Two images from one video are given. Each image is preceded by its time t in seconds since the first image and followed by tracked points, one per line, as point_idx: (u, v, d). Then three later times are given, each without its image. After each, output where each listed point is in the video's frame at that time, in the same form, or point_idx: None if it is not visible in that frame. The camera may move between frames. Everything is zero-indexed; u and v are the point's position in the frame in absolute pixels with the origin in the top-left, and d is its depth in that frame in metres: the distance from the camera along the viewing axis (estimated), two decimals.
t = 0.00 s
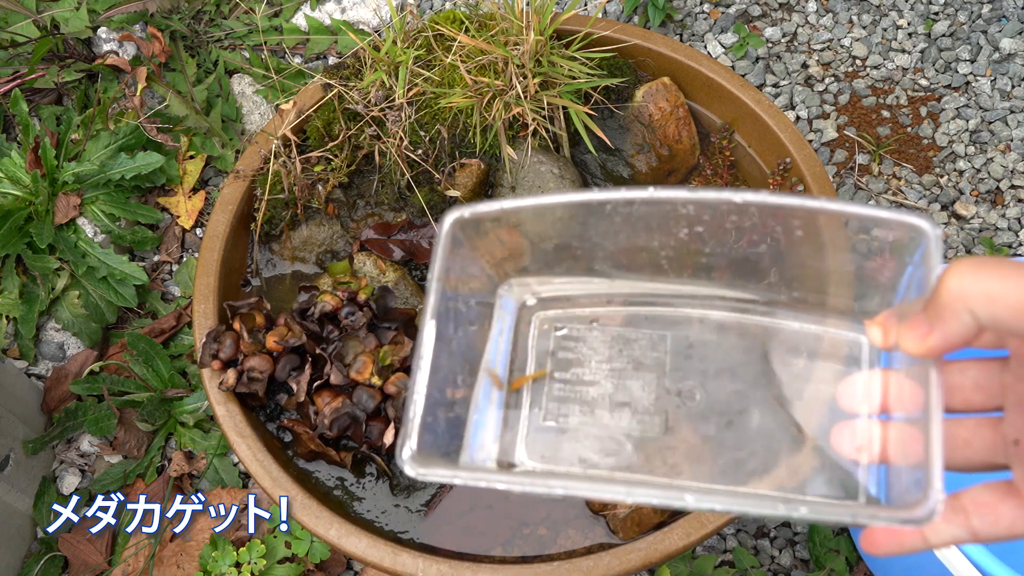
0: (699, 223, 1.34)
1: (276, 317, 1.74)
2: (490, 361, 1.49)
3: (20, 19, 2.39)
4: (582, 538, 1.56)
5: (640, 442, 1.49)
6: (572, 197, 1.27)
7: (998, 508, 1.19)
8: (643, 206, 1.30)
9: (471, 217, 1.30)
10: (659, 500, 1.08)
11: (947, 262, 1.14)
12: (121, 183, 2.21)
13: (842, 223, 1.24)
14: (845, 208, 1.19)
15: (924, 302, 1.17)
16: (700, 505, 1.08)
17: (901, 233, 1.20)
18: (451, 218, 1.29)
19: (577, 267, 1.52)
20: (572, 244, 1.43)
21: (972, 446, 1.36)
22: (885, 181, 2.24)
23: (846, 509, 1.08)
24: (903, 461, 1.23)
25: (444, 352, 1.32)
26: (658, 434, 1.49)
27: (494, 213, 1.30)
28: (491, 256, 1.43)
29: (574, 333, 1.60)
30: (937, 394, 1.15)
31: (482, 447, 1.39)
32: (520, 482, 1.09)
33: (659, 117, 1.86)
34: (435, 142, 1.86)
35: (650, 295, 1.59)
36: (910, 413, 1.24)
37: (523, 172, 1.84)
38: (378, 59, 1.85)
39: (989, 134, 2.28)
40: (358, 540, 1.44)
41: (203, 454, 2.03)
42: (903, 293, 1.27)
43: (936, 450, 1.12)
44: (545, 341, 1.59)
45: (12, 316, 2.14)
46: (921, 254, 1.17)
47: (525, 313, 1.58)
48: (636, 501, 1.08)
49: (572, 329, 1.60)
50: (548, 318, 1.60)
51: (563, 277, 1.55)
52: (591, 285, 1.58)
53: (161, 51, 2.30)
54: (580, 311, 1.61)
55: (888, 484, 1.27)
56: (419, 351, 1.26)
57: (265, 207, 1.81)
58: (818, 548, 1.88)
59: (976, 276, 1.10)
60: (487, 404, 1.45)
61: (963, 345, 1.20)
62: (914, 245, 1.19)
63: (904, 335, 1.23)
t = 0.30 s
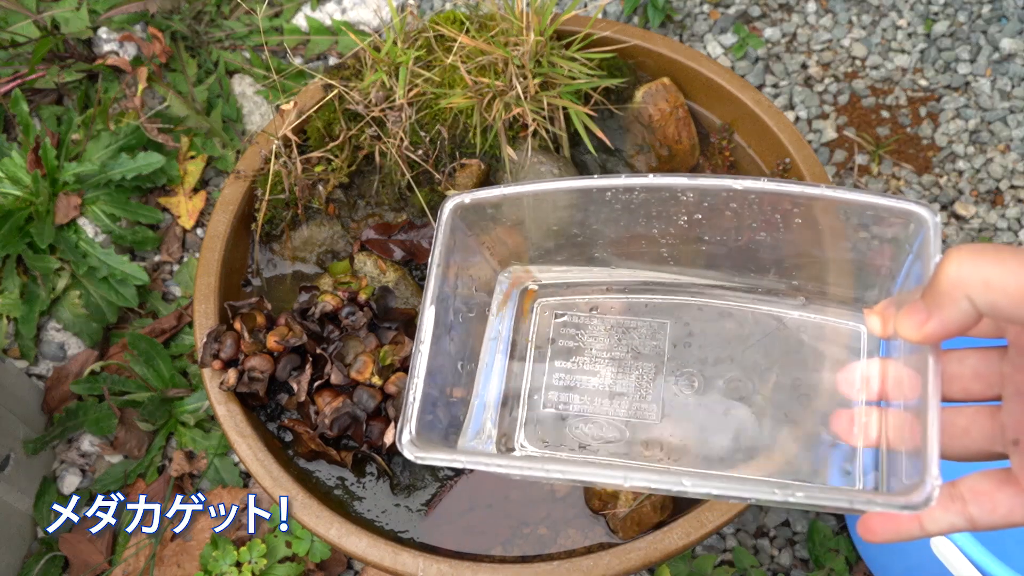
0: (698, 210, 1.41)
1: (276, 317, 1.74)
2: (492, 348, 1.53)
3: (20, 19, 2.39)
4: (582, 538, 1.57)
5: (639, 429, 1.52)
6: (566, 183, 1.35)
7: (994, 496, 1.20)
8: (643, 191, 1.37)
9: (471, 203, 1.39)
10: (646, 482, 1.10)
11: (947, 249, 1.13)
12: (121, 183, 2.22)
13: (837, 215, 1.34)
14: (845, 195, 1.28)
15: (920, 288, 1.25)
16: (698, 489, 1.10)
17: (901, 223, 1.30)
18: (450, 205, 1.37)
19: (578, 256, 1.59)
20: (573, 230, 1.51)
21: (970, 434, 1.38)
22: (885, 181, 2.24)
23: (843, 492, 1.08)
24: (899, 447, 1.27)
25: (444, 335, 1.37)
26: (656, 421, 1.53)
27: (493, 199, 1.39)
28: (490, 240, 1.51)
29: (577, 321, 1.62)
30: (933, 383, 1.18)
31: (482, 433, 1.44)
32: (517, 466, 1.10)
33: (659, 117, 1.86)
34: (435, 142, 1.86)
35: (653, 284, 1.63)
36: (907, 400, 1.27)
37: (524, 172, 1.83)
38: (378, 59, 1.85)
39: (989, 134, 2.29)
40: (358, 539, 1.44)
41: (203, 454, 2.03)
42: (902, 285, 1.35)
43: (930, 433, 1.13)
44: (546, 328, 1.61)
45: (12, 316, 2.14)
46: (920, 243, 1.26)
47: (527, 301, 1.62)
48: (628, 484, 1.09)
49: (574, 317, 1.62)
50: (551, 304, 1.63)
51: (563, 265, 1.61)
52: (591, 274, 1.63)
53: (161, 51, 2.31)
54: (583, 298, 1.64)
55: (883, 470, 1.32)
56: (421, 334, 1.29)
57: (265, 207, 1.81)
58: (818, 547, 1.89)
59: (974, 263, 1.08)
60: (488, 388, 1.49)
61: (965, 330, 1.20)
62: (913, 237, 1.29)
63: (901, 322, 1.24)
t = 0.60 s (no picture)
0: (706, 207, 1.42)
1: (276, 317, 1.74)
2: (502, 345, 1.52)
3: (20, 19, 2.39)
4: (582, 538, 1.57)
5: (650, 427, 1.52)
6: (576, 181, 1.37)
7: (1005, 491, 1.21)
8: (652, 189, 1.39)
9: (481, 203, 1.41)
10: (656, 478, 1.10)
11: (957, 244, 1.14)
12: (121, 183, 2.22)
13: (840, 211, 1.35)
14: (851, 191, 1.29)
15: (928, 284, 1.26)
16: (707, 485, 1.10)
17: (910, 219, 1.30)
18: (461, 204, 1.39)
19: (589, 255, 1.59)
20: (582, 230, 1.52)
21: (980, 431, 1.39)
22: (885, 181, 2.24)
23: (852, 487, 1.08)
24: (907, 443, 1.26)
25: (457, 334, 1.37)
26: (667, 418, 1.53)
27: (504, 199, 1.41)
28: (500, 240, 1.52)
29: (587, 319, 1.63)
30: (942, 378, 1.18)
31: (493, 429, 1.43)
32: (527, 462, 1.11)
33: (659, 117, 1.86)
34: (435, 142, 1.86)
35: (661, 282, 1.63)
36: (916, 398, 1.27)
37: (523, 172, 1.83)
38: (378, 59, 1.85)
39: (989, 134, 2.29)
40: (358, 539, 1.44)
41: (203, 454, 2.04)
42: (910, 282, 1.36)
43: (939, 430, 1.13)
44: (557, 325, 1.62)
45: (12, 316, 2.14)
46: (929, 240, 1.27)
47: (536, 298, 1.61)
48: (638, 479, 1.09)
49: (584, 315, 1.63)
50: (563, 302, 1.63)
51: (574, 263, 1.61)
52: (600, 272, 1.63)
53: (161, 51, 2.32)
54: (591, 297, 1.64)
55: (894, 466, 1.30)
56: (432, 333, 1.30)
57: (264, 207, 1.81)
58: (818, 547, 1.89)
59: (983, 259, 1.09)
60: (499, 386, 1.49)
61: (975, 326, 1.21)
62: (921, 233, 1.30)
63: (910, 318, 1.24)
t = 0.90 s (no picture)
0: (712, 210, 1.42)
1: (276, 317, 1.74)
2: (506, 349, 1.53)
3: (20, 19, 2.39)
4: (582, 538, 1.57)
5: (654, 429, 1.52)
6: (580, 184, 1.37)
7: (1011, 493, 1.20)
8: (656, 191, 1.39)
9: (484, 205, 1.41)
10: (660, 478, 1.10)
11: (964, 247, 1.14)
12: (121, 183, 2.22)
13: (841, 215, 1.36)
14: (855, 192, 1.29)
15: (933, 285, 1.25)
16: (712, 487, 1.10)
17: (914, 219, 1.30)
18: (464, 206, 1.39)
19: (593, 257, 1.60)
20: (587, 232, 1.52)
21: (985, 433, 1.40)
22: (885, 181, 2.24)
23: (858, 489, 1.07)
24: (913, 446, 1.27)
25: (462, 335, 1.38)
26: (671, 420, 1.53)
27: (508, 201, 1.41)
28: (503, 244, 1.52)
29: (591, 321, 1.63)
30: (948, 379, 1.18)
31: (498, 433, 1.44)
32: (533, 464, 1.11)
33: (659, 117, 1.86)
34: (435, 142, 1.86)
35: (664, 284, 1.63)
36: (921, 400, 1.27)
37: (524, 172, 1.83)
38: (378, 59, 1.85)
39: (989, 134, 2.29)
40: (358, 539, 1.44)
41: (203, 454, 2.04)
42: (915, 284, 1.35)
43: (945, 432, 1.13)
44: (562, 328, 1.62)
45: (12, 316, 2.14)
46: (934, 241, 1.27)
47: (539, 301, 1.62)
48: (644, 481, 1.09)
49: (588, 317, 1.62)
50: (567, 304, 1.63)
51: (578, 265, 1.61)
52: (605, 273, 1.63)
53: (161, 51, 2.32)
54: (596, 299, 1.64)
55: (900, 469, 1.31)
56: (437, 334, 1.30)
57: (265, 207, 1.81)
58: (818, 547, 1.89)
59: (989, 261, 1.09)
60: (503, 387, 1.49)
61: (981, 328, 1.20)
62: (927, 234, 1.29)
63: (914, 320, 1.24)
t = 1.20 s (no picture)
0: (711, 213, 1.43)
1: (276, 317, 1.74)
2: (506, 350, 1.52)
3: (20, 19, 2.39)
4: (582, 538, 1.57)
5: (654, 432, 1.52)
6: (580, 185, 1.38)
7: (1009, 496, 1.20)
8: (656, 194, 1.39)
9: (485, 207, 1.41)
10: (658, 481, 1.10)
11: (964, 251, 1.14)
12: (121, 183, 2.22)
13: (842, 219, 1.36)
14: (855, 196, 1.29)
15: (933, 288, 1.25)
16: (711, 490, 1.10)
17: (914, 222, 1.30)
18: (465, 208, 1.39)
19: (593, 258, 1.59)
20: (587, 234, 1.52)
21: (984, 435, 1.39)
22: (885, 181, 2.24)
23: (857, 492, 1.07)
24: (912, 448, 1.27)
25: (462, 337, 1.38)
26: (671, 423, 1.53)
27: (508, 203, 1.41)
28: (503, 246, 1.52)
29: (592, 323, 1.63)
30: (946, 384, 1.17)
31: (497, 435, 1.45)
32: (532, 467, 1.11)
33: (659, 117, 1.86)
34: (435, 142, 1.86)
35: (665, 286, 1.63)
36: (921, 403, 1.27)
37: (524, 172, 1.83)
38: (378, 59, 1.85)
39: (989, 134, 2.29)
40: (358, 539, 1.44)
41: (203, 454, 2.04)
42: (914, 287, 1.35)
43: (943, 435, 1.13)
44: (563, 330, 1.62)
45: (12, 316, 2.14)
46: (933, 244, 1.27)
47: (540, 302, 1.62)
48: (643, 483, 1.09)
49: (589, 319, 1.63)
50: (566, 305, 1.63)
51: (578, 267, 1.61)
52: (606, 275, 1.63)
53: (161, 51, 2.32)
54: (597, 302, 1.64)
55: (898, 474, 1.31)
56: (437, 337, 1.31)
57: (265, 207, 1.81)
58: (818, 547, 1.89)
59: (988, 265, 1.10)
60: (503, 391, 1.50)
61: (980, 332, 1.20)
62: (926, 237, 1.29)
63: (913, 322, 1.24)
